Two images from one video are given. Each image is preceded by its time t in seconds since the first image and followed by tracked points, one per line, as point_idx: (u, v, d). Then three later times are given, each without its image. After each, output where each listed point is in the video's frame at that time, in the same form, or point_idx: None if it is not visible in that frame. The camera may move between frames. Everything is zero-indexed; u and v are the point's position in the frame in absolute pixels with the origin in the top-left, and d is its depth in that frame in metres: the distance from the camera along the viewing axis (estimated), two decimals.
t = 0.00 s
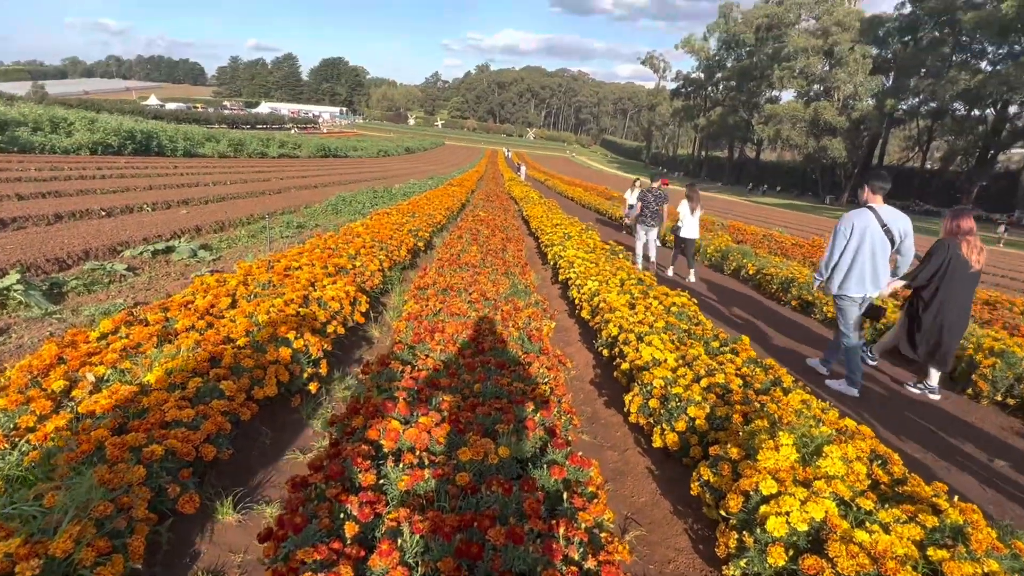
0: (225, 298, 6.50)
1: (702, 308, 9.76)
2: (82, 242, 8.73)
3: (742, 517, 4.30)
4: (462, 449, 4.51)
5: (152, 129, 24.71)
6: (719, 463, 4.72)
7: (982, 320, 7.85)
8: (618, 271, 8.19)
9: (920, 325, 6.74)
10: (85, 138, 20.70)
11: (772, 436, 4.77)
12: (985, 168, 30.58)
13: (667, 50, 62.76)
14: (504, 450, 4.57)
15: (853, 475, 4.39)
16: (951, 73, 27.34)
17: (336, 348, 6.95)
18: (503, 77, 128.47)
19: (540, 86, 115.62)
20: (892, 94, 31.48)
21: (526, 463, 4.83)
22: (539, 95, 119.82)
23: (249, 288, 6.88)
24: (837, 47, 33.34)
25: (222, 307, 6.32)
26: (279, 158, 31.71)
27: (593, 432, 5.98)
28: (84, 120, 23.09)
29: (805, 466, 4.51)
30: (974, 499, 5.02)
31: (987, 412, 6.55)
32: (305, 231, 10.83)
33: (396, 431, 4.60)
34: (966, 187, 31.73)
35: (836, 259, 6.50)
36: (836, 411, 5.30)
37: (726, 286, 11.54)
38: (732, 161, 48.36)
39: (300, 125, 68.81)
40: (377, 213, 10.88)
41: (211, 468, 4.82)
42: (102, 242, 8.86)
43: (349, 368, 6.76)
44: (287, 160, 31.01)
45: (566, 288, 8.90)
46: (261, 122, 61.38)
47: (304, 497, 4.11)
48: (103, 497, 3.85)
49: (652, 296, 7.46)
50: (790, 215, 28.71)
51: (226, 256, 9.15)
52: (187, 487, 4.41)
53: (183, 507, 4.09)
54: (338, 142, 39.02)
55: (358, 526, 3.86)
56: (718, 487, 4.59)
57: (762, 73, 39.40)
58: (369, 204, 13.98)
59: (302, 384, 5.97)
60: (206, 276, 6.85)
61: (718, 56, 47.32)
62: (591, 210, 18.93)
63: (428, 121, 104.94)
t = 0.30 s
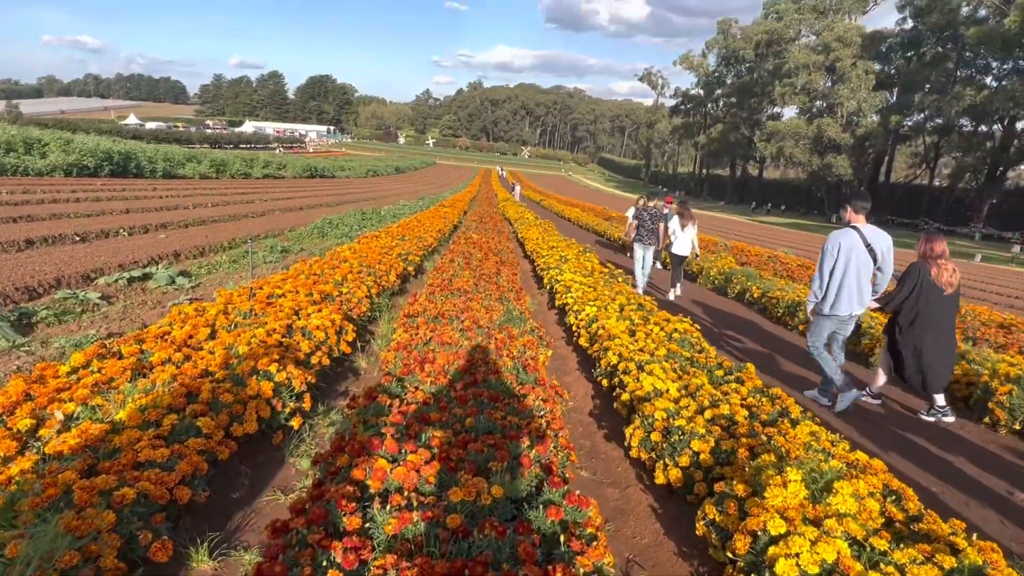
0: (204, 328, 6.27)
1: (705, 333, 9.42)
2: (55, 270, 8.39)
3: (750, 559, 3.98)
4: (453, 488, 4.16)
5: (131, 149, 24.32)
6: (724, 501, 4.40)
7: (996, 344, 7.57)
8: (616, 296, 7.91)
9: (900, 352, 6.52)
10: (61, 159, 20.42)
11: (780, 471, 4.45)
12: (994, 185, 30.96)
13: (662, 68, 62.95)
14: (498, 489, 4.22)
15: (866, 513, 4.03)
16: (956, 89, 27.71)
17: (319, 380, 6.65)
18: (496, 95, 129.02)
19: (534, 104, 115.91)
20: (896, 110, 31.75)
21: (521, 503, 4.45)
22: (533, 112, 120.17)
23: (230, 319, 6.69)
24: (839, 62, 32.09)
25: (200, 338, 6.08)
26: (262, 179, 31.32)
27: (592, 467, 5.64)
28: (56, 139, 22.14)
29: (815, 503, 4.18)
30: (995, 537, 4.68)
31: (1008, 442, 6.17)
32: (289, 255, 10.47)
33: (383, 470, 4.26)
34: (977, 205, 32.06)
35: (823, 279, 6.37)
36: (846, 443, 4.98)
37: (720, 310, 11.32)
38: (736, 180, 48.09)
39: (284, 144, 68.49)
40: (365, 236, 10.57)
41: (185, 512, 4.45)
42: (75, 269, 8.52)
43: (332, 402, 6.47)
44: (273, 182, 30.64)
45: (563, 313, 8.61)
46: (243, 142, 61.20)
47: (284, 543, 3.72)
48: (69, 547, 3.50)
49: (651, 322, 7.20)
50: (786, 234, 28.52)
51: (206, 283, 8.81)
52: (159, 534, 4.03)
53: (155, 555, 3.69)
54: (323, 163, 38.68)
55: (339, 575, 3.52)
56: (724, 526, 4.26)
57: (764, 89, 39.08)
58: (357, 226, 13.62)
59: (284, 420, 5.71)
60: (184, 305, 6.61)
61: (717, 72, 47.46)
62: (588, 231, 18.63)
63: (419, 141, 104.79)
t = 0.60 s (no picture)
0: (189, 357, 6.12)
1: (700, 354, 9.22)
2: (35, 296, 8.20)
3: None
4: (444, 523, 3.96)
5: (118, 171, 24.05)
6: (726, 534, 4.22)
7: (1000, 366, 7.43)
8: (613, 319, 7.77)
9: (866, 360, 6.63)
10: (46, 182, 20.11)
11: (783, 502, 4.28)
12: (993, 204, 31.33)
13: (656, 89, 63.54)
14: (491, 523, 4.03)
15: (871, 545, 3.86)
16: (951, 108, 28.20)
17: (307, 410, 6.48)
18: (490, 116, 129.86)
19: (528, 125, 116.69)
20: (892, 129, 32.08)
21: (515, 538, 4.25)
22: (527, 133, 120.86)
23: (216, 347, 6.56)
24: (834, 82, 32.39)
25: (184, 366, 5.92)
26: (252, 201, 31.16)
27: (590, 498, 5.44)
28: (45, 161, 22.01)
29: (820, 534, 4.00)
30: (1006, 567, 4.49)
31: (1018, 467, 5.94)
32: (278, 280, 10.29)
33: (372, 504, 4.06)
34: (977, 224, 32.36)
35: (806, 298, 6.56)
36: (849, 471, 4.82)
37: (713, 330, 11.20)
38: (732, 200, 48.22)
39: (275, 166, 68.46)
40: (356, 259, 10.41)
41: (165, 550, 4.23)
42: (56, 296, 8.32)
43: (320, 432, 6.29)
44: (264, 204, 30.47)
45: (558, 338, 8.47)
46: (233, 164, 61.12)
47: None
48: None
49: (648, 346, 7.07)
50: (781, 253, 28.51)
51: (192, 309, 8.62)
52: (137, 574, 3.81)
53: None
54: (314, 185, 38.60)
55: None
56: (726, 561, 4.08)
57: (759, 109, 39.34)
58: (349, 249, 13.45)
59: (270, 452, 5.51)
60: (169, 333, 6.46)
61: (712, 93, 47.89)
62: (585, 253, 18.50)
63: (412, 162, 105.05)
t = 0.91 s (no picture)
0: (176, 383, 6.03)
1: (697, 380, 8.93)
2: (20, 320, 8.08)
3: None
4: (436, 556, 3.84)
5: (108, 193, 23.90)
6: (725, 564, 4.13)
7: (999, 387, 7.36)
8: (609, 341, 7.69)
9: (840, 381, 6.69)
10: (33, 204, 19.95)
11: (783, 530, 4.18)
12: (987, 223, 31.52)
13: (650, 109, 64.13)
14: (484, 555, 3.91)
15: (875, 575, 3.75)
16: (943, 128, 28.53)
17: (297, 437, 6.38)
18: (485, 136, 130.44)
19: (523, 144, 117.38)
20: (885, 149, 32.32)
21: (509, 570, 4.13)
22: (522, 152, 121.27)
23: (204, 372, 6.47)
24: (826, 103, 32.89)
25: (171, 393, 5.82)
26: (243, 222, 31.02)
27: (585, 527, 5.33)
28: (32, 183, 21.92)
29: (821, 565, 3.90)
30: None
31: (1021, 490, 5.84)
32: (269, 303, 10.17)
33: (363, 536, 3.94)
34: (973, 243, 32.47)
35: (776, 317, 6.71)
36: (849, 497, 4.73)
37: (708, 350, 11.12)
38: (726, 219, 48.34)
39: (267, 187, 68.43)
40: (348, 280, 10.32)
41: None
42: (41, 319, 8.19)
43: (310, 460, 6.18)
44: (255, 225, 30.33)
45: (553, 360, 8.38)
46: (224, 185, 60.92)
47: None
48: None
49: (643, 368, 7.01)
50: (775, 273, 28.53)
51: (179, 333, 8.49)
52: None
53: None
54: (307, 206, 38.54)
55: None
56: None
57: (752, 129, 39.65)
58: (342, 271, 13.33)
59: (257, 481, 5.40)
60: (155, 358, 6.38)
61: (706, 113, 48.24)
62: (580, 274, 18.43)
63: (405, 181, 105.10)
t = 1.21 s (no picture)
0: (162, 406, 5.91)
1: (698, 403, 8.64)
2: (2, 340, 7.92)
3: None
4: None
5: (93, 209, 23.63)
6: None
7: (999, 406, 7.28)
8: (604, 360, 7.60)
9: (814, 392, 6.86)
10: (17, 220, 19.68)
11: (785, 555, 4.07)
12: (983, 239, 31.77)
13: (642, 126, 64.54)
14: None
15: None
16: (937, 144, 28.96)
17: (285, 460, 6.24)
18: (478, 152, 130.80)
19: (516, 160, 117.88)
20: (880, 165, 32.97)
21: None
22: (515, 169, 121.45)
23: (190, 395, 6.36)
24: (820, 119, 32.81)
25: (157, 416, 5.70)
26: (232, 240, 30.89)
27: (583, 552, 5.20)
28: (16, 199, 21.69)
29: None
30: None
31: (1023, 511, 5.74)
32: (258, 321, 10.02)
33: (352, 564, 3.80)
34: (970, 259, 32.62)
35: (753, 328, 6.92)
36: (850, 519, 4.64)
37: (699, 367, 10.98)
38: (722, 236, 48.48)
39: (257, 204, 68.30)
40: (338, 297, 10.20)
41: None
42: (23, 339, 8.03)
43: (299, 485, 6.03)
44: (242, 242, 30.13)
45: (548, 379, 8.25)
46: (213, 202, 60.60)
47: None
48: None
49: (639, 388, 6.91)
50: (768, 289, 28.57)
51: (167, 353, 8.34)
52: None
53: None
54: (300, 223, 38.48)
55: None
56: None
57: (745, 145, 39.79)
58: (334, 289, 13.19)
59: (245, 507, 5.24)
60: (140, 380, 6.27)
61: (700, 129, 48.57)
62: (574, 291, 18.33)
63: (397, 198, 105.07)
